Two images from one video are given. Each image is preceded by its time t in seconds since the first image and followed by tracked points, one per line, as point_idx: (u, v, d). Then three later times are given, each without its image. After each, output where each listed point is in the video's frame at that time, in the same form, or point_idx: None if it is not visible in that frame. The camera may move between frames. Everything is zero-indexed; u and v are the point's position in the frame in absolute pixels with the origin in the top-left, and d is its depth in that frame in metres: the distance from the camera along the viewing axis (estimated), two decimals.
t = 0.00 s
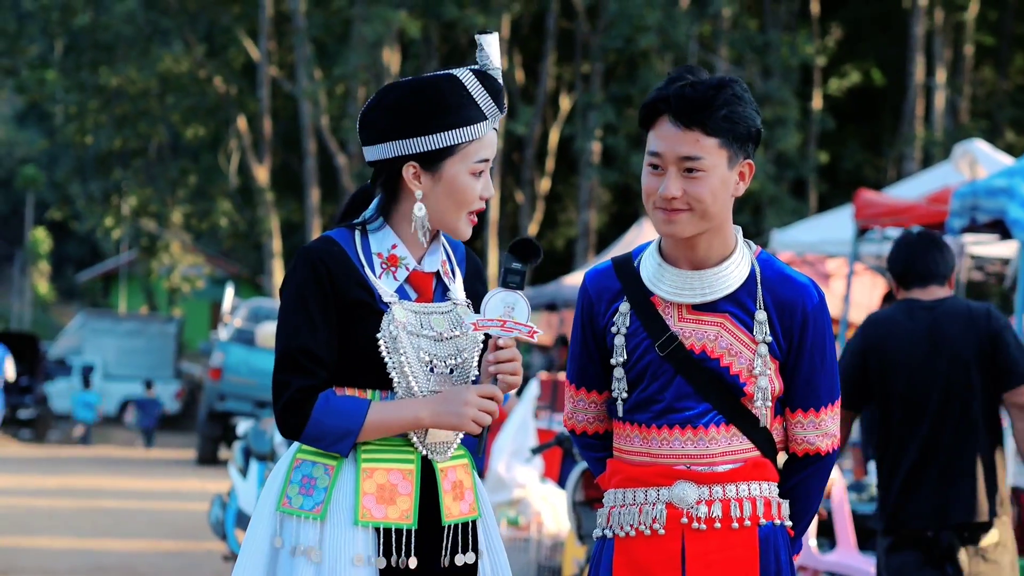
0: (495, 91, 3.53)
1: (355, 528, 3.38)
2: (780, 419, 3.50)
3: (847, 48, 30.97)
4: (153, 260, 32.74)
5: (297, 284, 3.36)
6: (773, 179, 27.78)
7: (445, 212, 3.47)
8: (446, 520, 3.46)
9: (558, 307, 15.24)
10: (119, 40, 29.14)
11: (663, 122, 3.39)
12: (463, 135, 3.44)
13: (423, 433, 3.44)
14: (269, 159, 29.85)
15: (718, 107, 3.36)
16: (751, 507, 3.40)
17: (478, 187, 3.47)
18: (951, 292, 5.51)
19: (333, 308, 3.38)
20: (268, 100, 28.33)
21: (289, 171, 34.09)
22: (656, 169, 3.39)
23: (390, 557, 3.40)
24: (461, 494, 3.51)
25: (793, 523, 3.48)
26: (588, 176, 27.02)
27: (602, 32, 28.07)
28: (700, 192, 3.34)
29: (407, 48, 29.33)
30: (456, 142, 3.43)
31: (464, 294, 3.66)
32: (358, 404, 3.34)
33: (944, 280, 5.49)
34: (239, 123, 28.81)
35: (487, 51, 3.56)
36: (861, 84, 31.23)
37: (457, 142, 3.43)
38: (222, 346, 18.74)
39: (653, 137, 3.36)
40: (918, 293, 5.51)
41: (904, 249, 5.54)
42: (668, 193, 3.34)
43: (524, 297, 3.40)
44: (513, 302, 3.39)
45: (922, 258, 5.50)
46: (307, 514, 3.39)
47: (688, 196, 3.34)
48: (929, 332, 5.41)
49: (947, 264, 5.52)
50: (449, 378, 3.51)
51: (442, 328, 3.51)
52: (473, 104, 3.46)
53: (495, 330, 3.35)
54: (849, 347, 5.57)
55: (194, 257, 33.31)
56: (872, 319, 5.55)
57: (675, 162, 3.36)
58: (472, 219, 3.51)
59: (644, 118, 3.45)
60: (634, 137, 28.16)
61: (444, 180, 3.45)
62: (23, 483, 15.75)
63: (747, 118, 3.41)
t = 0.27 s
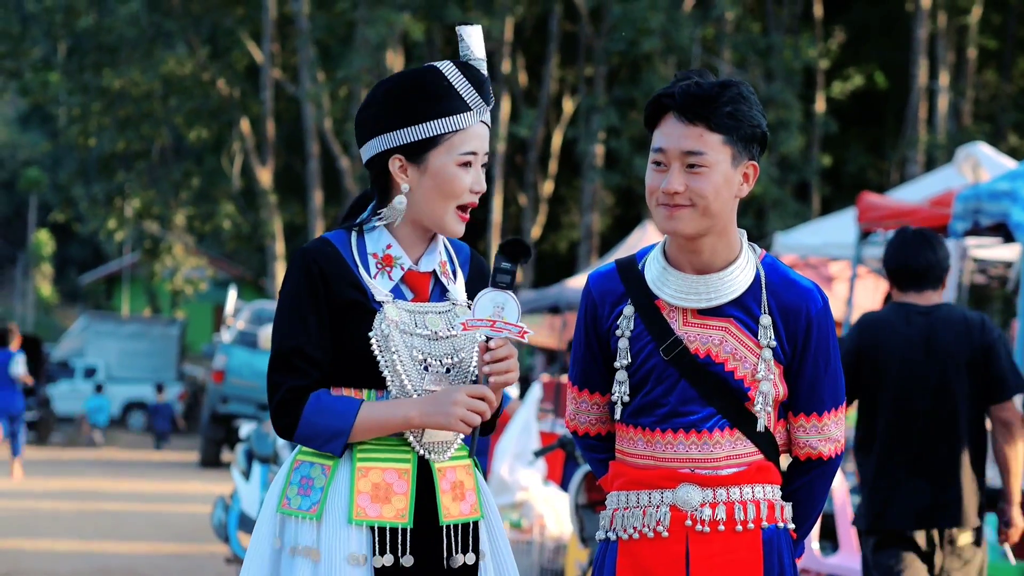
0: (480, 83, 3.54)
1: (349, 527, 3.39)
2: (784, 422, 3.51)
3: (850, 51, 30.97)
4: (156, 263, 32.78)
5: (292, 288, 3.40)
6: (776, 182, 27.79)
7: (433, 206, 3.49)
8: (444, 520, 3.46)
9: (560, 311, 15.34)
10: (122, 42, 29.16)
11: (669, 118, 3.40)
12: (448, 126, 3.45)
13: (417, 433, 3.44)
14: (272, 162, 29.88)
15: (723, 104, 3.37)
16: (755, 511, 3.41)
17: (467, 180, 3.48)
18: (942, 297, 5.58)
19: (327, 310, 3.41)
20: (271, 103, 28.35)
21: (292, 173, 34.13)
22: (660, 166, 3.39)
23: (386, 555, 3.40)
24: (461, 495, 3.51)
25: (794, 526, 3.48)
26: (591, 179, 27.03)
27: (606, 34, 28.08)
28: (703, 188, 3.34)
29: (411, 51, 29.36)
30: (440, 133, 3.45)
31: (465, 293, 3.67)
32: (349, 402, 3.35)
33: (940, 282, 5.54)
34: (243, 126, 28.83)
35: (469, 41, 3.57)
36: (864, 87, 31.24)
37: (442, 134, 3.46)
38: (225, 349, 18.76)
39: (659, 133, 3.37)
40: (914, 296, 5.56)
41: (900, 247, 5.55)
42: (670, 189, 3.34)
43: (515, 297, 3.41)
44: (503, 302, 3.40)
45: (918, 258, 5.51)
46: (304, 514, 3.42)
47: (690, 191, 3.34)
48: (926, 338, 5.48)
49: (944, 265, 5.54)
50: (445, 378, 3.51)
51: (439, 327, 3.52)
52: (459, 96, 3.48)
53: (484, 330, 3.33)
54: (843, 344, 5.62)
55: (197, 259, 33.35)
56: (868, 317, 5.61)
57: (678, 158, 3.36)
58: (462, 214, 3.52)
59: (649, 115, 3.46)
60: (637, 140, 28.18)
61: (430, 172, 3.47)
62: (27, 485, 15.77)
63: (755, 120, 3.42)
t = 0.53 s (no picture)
0: (444, 68, 3.58)
1: (340, 526, 3.39)
2: (784, 425, 3.51)
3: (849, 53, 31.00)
4: (155, 265, 32.76)
5: (279, 293, 3.47)
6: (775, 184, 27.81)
7: (402, 193, 3.53)
8: (435, 519, 3.45)
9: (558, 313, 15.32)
10: (121, 45, 29.14)
11: (663, 118, 3.43)
12: (409, 112, 3.51)
13: (405, 424, 3.45)
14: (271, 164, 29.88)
15: (715, 102, 3.39)
16: (754, 513, 3.41)
17: (436, 165, 3.51)
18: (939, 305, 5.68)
19: (313, 308, 3.48)
20: (270, 105, 28.32)
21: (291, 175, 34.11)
22: (653, 165, 3.42)
23: (375, 553, 3.40)
24: (457, 495, 3.49)
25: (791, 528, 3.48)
26: (590, 180, 27.04)
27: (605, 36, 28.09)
28: (691, 186, 3.35)
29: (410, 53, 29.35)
30: (405, 119, 3.51)
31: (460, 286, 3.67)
32: (332, 397, 3.39)
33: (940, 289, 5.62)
34: (242, 128, 28.83)
35: (431, 28, 3.62)
36: (863, 89, 31.25)
37: (406, 120, 3.51)
38: (224, 352, 18.74)
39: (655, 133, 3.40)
40: (915, 304, 5.66)
41: (902, 252, 5.61)
42: (659, 187, 3.37)
43: (492, 281, 3.39)
44: (481, 285, 3.38)
45: (920, 263, 5.57)
46: (298, 515, 3.44)
47: (679, 189, 3.36)
48: (929, 349, 5.58)
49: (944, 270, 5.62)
50: (435, 370, 3.53)
51: (426, 319, 3.54)
52: (419, 81, 3.53)
53: (464, 314, 3.35)
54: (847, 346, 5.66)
55: (196, 262, 33.33)
56: (871, 323, 5.67)
57: (667, 157, 3.39)
58: (438, 200, 3.54)
59: (646, 115, 3.50)
60: (636, 142, 28.18)
61: (398, 159, 3.53)
62: (26, 488, 15.74)
63: (753, 121, 3.42)
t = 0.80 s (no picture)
0: (403, 58, 3.59)
1: (336, 522, 3.41)
2: (785, 426, 3.51)
3: (851, 53, 31.01)
4: (157, 266, 32.79)
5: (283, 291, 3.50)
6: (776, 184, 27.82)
7: (377, 186, 3.58)
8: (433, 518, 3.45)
9: (561, 312, 15.14)
10: (123, 45, 29.15)
11: (659, 118, 3.45)
12: (376, 107, 3.58)
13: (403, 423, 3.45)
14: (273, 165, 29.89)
15: (704, 99, 3.40)
16: (751, 513, 3.40)
17: (400, 154, 3.55)
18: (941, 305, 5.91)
19: (311, 306, 3.51)
20: (271, 106, 28.33)
21: (293, 176, 34.13)
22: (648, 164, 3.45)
23: (371, 551, 3.41)
24: (456, 494, 3.50)
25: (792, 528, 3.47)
26: (591, 180, 27.05)
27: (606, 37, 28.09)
28: (681, 183, 3.38)
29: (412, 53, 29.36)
30: (372, 115, 3.58)
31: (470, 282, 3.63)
32: (326, 395, 3.41)
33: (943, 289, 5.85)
34: (243, 128, 28.86)
35: (396, 22, 3.62)
36: (865, 89, 31.26)
37: (374, 115, 3.58)
38: (226, 352, 18.76)
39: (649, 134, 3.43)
40: (919, 304, 5.89)
41: (907, 252, 5.80)
42: (650, 185, 3.40)
43: (457, 257, 3.54)
44: (446, 264, 3.53)
45: (925, 262, 5.76)
46: (297, 512, 3.46)
47: (670, 187, 3.39)
48: (935, 347, 5.79)
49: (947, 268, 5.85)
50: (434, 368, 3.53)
51: (424, 316, 3.54)
52: (383, 78, 3.58)
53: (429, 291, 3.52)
54: (855, 339, 5.83)
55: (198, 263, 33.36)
56: (880, 319, 5.85)
57: (661, 155, 3.41)
58: (411, 190, 3.56)
59: (645, 115, 3.52)
60: (638, 142, 28.19)
61: (371, 157, 3.59)
62: (27, 489, 15.76)
63: (749, 120, 3.41)
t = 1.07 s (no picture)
0: (403, 57, 3.59)
1: (329, 522, 3.42)
2: (783, 426, 3.50)
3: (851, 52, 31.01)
4: (157, 266, 32.81)
5: (291, 281, 3.53)
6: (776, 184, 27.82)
7: (377, 185, 3.58)
8: (427, 519, 3.44)
9: (561, 312, 15.14)
10: (123, 45, 29.13)
11: (668, 116, 3.43)
12: (377, 106, 3.58)
13: (397, 424, 3.45)
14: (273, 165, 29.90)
15: (719, 101, 3.39)
16: (745, 513, 3.40)
17: (399, 153, 3.55)
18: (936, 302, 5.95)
19: (308, 306, 3.52)
20: (272, 106, 28.32)
21: (293, 176, 34.12)
22: (656, 162, 3.42)
23: (364, 551, 3.42)
24: (451, 495, 3.49)
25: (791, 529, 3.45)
26: (592, 180, 27.05)
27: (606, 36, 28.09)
28: (696, 182, 3.36)
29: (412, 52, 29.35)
30: (371, 116, 3.59)
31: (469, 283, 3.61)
32: (322, 394, 3.41)
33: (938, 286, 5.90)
34: (244, 128, 28.86)
35: (396, 23, 3.63)
36: (865, 89, 31.25)
37: (374, 115, 3.59)
38: (226, 351, 18.75)
39: (659, 131, 3.41)
40: (914, 299, 5.92)
41: (899, 251, 5.86)
42: (663, 184, 3.37)
43: (452, 258, 3.60)
44: (441, 263, 3.60)
45: (918, 260, 5.82)
46: (292, 511, 3.47)
47: (682, 187, 3.37)
48: (930, 341, 5.82)
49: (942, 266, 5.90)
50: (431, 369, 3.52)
51: (420, 318, 3.52)
52: (382, 79, 3.60)
53: (427, 293, 3.50)
54: (849, 333, 5.88)
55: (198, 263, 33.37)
56: (874, 314, 5.88)
57: (672, 154, 3.39)
58: (408, 194, 3.56)
59: (651, 112, 3.49)
60: (638, 142, 28.18)
61: (371, 156, 3.59)
62: (28, 489, 15.75)
63: (756, 121, 3.42)
